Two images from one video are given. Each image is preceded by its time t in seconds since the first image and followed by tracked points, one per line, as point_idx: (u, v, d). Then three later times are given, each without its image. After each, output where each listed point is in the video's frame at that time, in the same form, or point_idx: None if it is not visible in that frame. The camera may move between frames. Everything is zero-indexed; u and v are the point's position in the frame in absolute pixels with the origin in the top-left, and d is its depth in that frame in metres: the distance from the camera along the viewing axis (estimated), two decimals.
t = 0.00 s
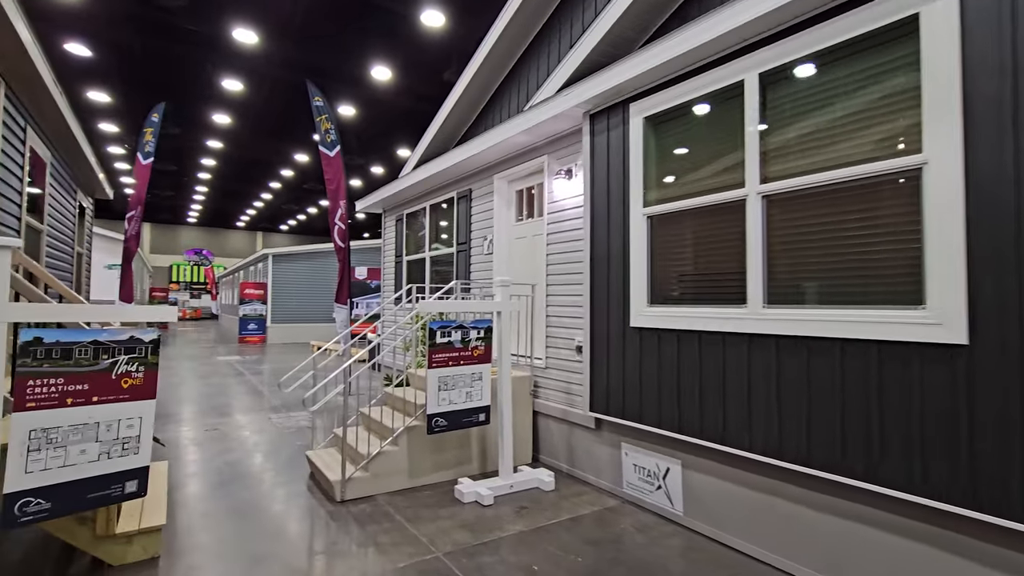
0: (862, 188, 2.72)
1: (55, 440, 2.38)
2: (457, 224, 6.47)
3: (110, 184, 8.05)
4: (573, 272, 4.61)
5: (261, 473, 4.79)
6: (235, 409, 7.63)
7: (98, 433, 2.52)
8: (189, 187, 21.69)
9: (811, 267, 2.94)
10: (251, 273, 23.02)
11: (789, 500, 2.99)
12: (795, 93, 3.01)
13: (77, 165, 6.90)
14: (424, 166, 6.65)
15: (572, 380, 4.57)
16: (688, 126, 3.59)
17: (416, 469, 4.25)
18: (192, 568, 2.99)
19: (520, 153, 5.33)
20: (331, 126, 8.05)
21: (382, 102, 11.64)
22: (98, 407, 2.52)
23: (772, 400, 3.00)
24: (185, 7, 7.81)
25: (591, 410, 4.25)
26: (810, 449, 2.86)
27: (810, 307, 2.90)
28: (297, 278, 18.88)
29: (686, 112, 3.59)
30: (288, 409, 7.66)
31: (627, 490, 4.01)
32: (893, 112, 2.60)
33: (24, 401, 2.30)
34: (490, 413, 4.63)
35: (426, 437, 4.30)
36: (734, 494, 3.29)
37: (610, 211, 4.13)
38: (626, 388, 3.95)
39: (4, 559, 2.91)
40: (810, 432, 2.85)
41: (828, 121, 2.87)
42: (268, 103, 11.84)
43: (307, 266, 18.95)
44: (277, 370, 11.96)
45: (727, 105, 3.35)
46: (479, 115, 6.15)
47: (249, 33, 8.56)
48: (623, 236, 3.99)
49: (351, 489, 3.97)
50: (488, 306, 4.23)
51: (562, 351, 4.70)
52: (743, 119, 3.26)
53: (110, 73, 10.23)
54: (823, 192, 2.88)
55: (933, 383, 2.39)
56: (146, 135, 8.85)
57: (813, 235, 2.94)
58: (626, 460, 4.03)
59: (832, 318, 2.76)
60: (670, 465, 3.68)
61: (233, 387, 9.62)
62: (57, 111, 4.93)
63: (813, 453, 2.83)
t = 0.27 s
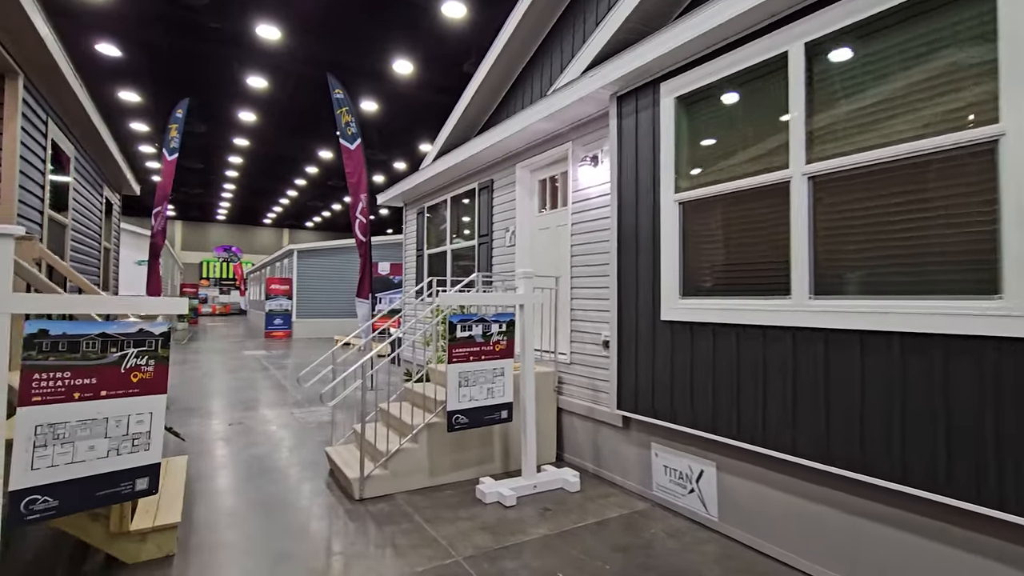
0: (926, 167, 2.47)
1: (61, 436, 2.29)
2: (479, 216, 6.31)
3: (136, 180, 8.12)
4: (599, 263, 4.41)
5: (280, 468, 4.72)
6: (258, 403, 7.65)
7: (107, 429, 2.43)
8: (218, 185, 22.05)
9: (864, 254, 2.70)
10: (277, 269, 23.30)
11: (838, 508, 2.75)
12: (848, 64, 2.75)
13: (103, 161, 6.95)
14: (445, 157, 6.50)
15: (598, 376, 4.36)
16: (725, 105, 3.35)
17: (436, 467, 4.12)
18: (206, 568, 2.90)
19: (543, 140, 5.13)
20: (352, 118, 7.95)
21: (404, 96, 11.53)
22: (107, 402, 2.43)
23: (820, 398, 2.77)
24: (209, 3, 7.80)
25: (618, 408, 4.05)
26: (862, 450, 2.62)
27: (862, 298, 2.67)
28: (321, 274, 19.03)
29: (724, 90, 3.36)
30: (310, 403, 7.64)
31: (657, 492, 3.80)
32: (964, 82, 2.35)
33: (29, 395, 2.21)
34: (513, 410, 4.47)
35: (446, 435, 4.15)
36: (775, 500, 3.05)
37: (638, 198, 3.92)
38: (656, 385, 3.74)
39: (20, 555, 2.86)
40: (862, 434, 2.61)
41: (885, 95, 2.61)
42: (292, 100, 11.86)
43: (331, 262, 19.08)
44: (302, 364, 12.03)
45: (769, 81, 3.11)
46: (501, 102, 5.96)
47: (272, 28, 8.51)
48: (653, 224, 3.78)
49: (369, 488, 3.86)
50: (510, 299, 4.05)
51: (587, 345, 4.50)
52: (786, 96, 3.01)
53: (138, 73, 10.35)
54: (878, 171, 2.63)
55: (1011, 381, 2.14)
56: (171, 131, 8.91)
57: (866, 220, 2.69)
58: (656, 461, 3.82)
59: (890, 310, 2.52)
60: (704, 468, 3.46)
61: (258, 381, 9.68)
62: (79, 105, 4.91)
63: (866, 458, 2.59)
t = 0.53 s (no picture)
0: (995, 138, 2.21)
1: (63, 428, 2.21)
2: (499, 206, 6.15)
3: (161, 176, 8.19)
4: (624, 253, 4.20)
5: (297, 463, 4.66)
6: (280, 396, 7.66)
7: (112, 421, 2.35)
8: (245, 182, 22.38)
9: (921, 238, 2.44)
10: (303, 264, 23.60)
11: (890, 516, 2.51)
12: (904, 27, 2.50)
13: (127, 156, 7.00)
14: (465, 146, 6.35)
15: (623, 371, 4.16)
16: (763, 79, 3.13)
17: (454, 463, 3.98)
18: (217, 565, 2.82)
19: (566, 126, 4.94)
20: (371, 109, 7.84)
21: (426, 90, 11.43)
22: (110, 394, 2.34)
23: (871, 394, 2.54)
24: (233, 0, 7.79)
25: (645, 404, 3.84)
26: (921, 452, 2.38)
27: (918, 285, 2.43)
28: (345, 268, 19.16)
29: (762, 64, 3.13)
30: (331, 397, 7.61)
31: (687, 494, 3.59)
32: None
33: (29, 386, 2.13)
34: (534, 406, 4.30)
35: (465, 431, 4.01)
36: (818, 506, 2.82)
37: (667, 182, 3.70)
38: (686, 380, 3.52)
39: (33, 548, 2.82)
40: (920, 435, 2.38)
41: (949, 60, 2.35)
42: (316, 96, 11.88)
43: (354, 257, 19.20)
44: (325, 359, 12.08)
45: (813, 51, 2.87)
46: (522, 86, 5.78)
47: (294, 23, 8.47)
48: (683, 210, 3.56)
49: (385, 484, 3.74)
50: (531, 289, 3.88)
51: (612, 339, 4.31)
52: (832, 67, 2.77)
53: (164, 71, 10.47)
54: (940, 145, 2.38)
55: None
56: (195, 126, 8.97)
57: (923, 199, 2.44)
58: (685, 461, 3.60)
59: (953, 299, 2.27)
60: (737, 469, 3.24)
61: (281, 374, 9.73)
62: (98, 98, 4.90)
63: (925, 461, 2.36)
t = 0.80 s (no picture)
0: None
1: (58, 426, 2.13)
2: (519, 197, 5.96)
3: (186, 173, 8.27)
4: (650, 243, 3.97)
5: (313, 459, 4.57)
6: (302, 391, 7.65)
7: (109, 418, 2.26)
8: (271, 180, 22.68)
9: (987, 223, 2.17)
10: (328, 260, 23.84)
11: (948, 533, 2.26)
12: None
13: (150, 151, 7.04)
14: (484, 135, 6.17)
15: (648, 369, 3.94)
16: (803, 52, 2.87)
17: (470, 463, 3.83)
18: (223, 566, 2.72)
19: (588, 111, 4.71)
20: (390, 101, 7.73)
21: (448, 84, 11.28)
22: (108, 390, 2.25)
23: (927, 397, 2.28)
24: None
25: (671, 404, 3.63)
26: (986, 464, 2.12)
27: (983, 275, 2.16)
28: (369, 264, 19.25)
29: (802, 35, 2.86)
30: (352, 392, 7.56)
31: (717, 500, 3.36)
32: None
33: (22, 381, 2.04)
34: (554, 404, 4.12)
35: (482, 430, 3.85)
36: (863, 518, 2.57)
37: (696, 167, 3.47)
38: (716, 379, 3.30)
39: (41, 545, 2.78)
40: (985, 444, 2.12)
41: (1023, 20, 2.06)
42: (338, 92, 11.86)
43: (378, 252, 19.26)
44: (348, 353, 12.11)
45: (861, 17, 2.59)
46: (543, 72, 5.57)
47: (316, 18, 8.41)
48: (713, 196, 3.33)
49: (399, 485, 3.61)
50: (550, 282, 3.69)
51: (637, 334, 4.08)
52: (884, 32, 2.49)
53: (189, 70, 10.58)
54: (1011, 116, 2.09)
55: None
56: (218, 122, 9.01)
57: (990, 178, 2.16)
58: (715, 465, 3.37)
59: None
60: (772, 475, 3.00)
61: (304, 368, 9.75)
62: (116, 93, 4.89)
63: (991, 473, 2.10)
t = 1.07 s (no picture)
0: None
1: (51, 425, 2.05)
2: (539, 189, 5.77)
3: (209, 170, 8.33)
4: (675, 234, 3.75)
5: (328, 457, 4.49)
6: (322, 387, 7.63)
7: (105, 418, 2.17)
8: (298, 177, 22.96)
9: None
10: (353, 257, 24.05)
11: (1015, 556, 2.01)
12: None
13: (173, 148, 7.08)
14: (503, 126, 6.00)
15: (674, 368, 3.73)
16: (847, 22, 2.60)
17: (486, 465, 3.68)
18: (228, 569, 2.63)
19: (610, 98, 4.49)
20: (409, 94, 7.63)
21: (470, 79, 11.13)
22: (103, 387, 2.16)
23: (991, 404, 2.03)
24: None
25: (699, 408, 3.42)
26: None
27: None
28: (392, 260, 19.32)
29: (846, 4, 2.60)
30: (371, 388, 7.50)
31: (748, 509, 3.13)
32: None
33: (12, 378, 1.96)
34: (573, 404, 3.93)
35: (498, 430, 3.70)
36: (914, 535, 2.33)
37: (726, 152, 3.24)
38: (748, 381, 3.07)
39: (48, 544, 2.73)
40: None
41: None
42: (361, 89, 11.84)
43: (402, 249, 19.31)
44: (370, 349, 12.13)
45: None
46: (564, 59, 5.36)
47: (338, 14, 8.33)
48: (745, 183, 3.09)
49: (412, 486, 3.48)
50: (569, 275, 3.50)
51: (661, 331, 3.87)
52: None
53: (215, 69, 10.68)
54: None
55: None
56: (240, 119, 9.06)
57: None
58: (746, 473, 3.14)
59: None
60: (810, 485, 2.76)
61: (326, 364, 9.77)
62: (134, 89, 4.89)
63: None
